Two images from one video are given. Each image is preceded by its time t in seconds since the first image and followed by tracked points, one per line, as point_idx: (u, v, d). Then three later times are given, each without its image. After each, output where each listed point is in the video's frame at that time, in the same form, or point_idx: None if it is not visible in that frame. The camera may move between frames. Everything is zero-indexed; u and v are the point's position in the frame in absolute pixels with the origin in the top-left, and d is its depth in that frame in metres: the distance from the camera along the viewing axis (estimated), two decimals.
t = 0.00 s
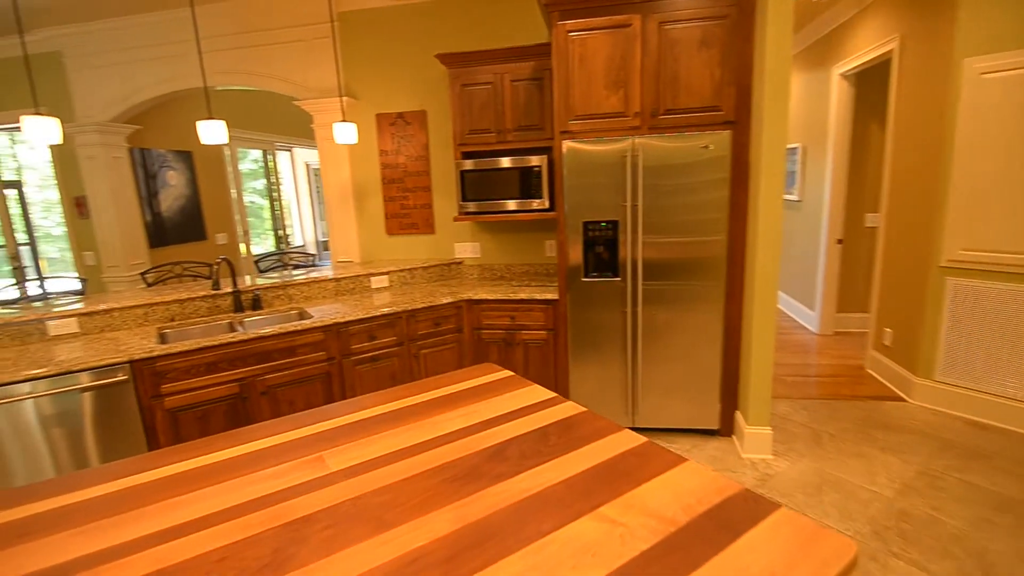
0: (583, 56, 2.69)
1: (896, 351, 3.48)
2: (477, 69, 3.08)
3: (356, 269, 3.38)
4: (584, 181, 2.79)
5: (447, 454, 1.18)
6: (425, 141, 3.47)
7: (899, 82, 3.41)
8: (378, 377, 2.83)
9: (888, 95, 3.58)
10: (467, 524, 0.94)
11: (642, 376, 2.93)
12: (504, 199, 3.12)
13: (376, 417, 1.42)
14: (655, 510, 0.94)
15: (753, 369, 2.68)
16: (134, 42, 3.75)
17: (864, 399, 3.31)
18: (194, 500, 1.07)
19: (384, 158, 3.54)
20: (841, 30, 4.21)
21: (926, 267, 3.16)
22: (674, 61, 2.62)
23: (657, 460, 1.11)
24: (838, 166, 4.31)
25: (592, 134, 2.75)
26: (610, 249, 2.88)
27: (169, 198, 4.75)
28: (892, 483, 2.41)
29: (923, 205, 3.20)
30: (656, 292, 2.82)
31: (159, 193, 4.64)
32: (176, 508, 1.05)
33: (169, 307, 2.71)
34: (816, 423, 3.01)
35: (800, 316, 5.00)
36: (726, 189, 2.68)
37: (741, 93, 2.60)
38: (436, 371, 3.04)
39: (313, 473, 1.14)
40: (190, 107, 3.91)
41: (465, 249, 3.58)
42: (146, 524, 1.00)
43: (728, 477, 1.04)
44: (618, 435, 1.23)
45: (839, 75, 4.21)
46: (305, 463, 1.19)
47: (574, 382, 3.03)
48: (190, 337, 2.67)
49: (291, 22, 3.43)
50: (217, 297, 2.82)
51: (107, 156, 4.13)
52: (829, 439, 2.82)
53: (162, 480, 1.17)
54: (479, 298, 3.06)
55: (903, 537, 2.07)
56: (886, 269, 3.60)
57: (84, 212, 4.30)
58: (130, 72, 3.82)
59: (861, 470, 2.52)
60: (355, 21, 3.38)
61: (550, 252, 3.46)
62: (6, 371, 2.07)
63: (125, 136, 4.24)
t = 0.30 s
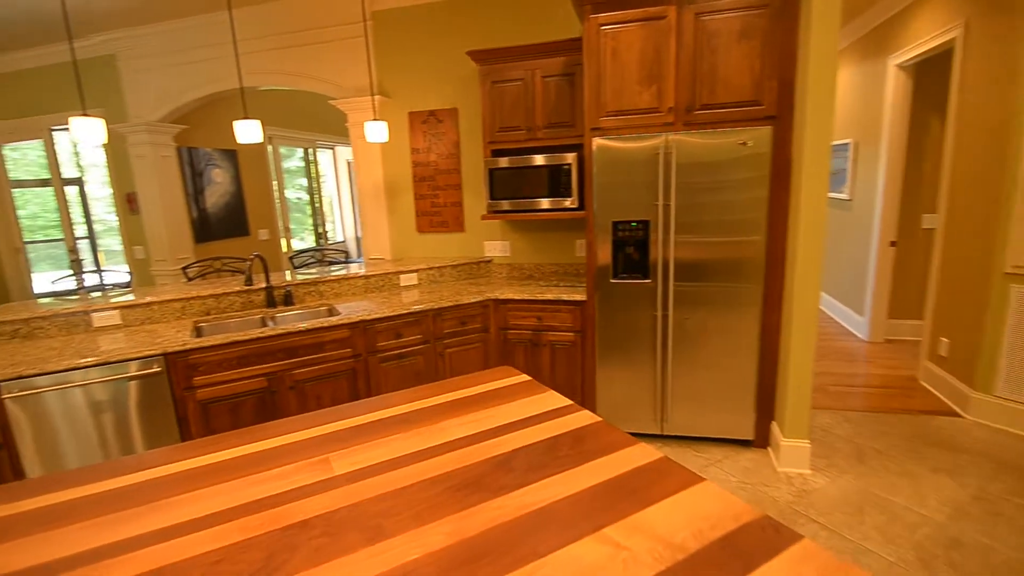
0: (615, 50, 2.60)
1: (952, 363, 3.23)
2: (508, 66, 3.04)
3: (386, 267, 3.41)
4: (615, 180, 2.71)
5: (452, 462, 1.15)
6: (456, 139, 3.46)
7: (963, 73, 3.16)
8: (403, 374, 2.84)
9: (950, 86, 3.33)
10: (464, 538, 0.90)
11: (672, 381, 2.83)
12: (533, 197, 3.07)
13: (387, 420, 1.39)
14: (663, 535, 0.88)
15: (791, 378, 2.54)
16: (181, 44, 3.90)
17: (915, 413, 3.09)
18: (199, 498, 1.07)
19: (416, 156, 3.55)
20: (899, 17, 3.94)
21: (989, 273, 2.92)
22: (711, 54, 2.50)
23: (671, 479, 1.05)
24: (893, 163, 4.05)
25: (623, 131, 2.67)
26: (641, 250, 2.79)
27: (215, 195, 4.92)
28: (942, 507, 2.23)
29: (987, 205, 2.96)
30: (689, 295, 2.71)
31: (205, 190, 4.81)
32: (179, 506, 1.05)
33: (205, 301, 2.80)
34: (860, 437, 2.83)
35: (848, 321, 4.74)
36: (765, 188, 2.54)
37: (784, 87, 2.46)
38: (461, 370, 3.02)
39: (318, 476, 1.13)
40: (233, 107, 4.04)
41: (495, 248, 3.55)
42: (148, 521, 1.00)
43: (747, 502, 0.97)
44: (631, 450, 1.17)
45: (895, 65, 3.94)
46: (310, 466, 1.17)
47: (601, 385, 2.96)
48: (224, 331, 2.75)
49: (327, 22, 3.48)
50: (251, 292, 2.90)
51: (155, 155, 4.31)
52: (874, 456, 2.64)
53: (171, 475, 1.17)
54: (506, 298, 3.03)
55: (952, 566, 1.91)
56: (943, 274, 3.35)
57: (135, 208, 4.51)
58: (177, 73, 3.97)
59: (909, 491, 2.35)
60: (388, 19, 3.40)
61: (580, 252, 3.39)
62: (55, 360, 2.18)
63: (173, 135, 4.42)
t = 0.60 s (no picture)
0: (649, 40, 2.51)
1: (1014, 375, 2.99)
2: (539, 59, 2.97)
3: (415, 263, 3.41)
4: (647, 176, 2.61)
5: (461, 469, 1.11)
6: (486, 135, 3.42)
7: None
8: (428, 371, 2.83)
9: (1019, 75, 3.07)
10: (466, 551, 0.87)
11: (703, 386, 2.72)
12: (562, 194, 3.00)
13: (399, 420, 1.36)
14: (677, 560, 0.82)
15: (832, 387, 2.40)
16: (222, 43, 4.00)
17: (970, 428, 2.88)
18: (208, 494, 1.07)
19: (446, 152, 3.53)
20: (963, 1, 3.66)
21: None
22: (752, 43, 2.37)
23: (691, 497, 0.98)
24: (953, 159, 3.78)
25: (657, 125, 2.57)
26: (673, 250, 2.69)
27: (254, 190, 5.04)
28: (998, 532, 2.06)
29: None
30: (723, 297, 2.59)
31: (246, 185, 4.94)
32: (186, 502, 1.04)
33: (238, 294, 2.86)
34: (907, 452, 2.65)
35: (899, 327, 4.47)
36: (808, 185, 2.40)
37: (831, 77, 2.31)
38: (486, 369, 2.99)
39: (325, 477, 1.11)
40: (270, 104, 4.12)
41: (524, 245, 3.50)
42: (154, 517, 1.00)
43: (772, 528, 0.89)
44: (650, 463, 1.10)
45: (957, 54, 3.67)
46: (317, 466, 1.15)
47: (629, 388, 2.87)
48: (255, 324, 2.80)
49: (360, 19, 3.50)
50: (281, 286, 2.94)
51: (198, 151, 4.44)
52: (922, 473, 2.47)
53: (183, 470, 1.18)
54: (533, 296, 2.98)
55: None
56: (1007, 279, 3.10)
57: (178, 202, 4.67)
58: (218, 71, 4.08)
59: (960, 513, 2.18)
60: (421, 14, 3.38)
61: (610, 250, 3.30)
62: (93, 349, 2.26)
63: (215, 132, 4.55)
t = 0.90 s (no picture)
0: (685, 29, 2.39)
1: None
2: (570, 51, 2.89)
3: (442, 258, 3.39)
4: (680, 171, 2.51)
5: (469, 475, 1.07)
6: (515, 129, 3.36)
7: None
8: (451, 368, 2.80)
9: None
10: (465, 566, 0.82)
11: (736, 392, 2.60)
12: (592, 190, 2.92)
13: (412, 421, 1.33)
14: None
15: (875, 397, 2.25)
16: (258, 39, 4.06)
17: None
18: (213, 493, 1.06)
19: (475, 146, 3.49)
20: None
21: None
22: (796, 30, 2.23)
23: (710, 519, 0.91)
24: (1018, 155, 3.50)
25: (691, 118, 2.46)
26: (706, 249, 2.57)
27: (290, 184, 5.12)
28: None
29: None
30: (759, 299, 2.46)
31: (281, 179, 5.03)
32: (193, 499, 1.04)
33: (267, 287, 2.90)
34: (957, 469, 2.47)
35: (953, 333, 4.19)
36: (854, 182, 2.25)
37: (882, 65, 2.16)
38: (509, 367, 2.95)
39: (332, 479, 1.08)
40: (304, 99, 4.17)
41: (552, 242, 3.43)
42: (160, 513, 1.00)
43: (800, 559, 0.81)
44: (669, 478, 1.03)
45: None
46: (324, 467, 1.13)
47: (657, 391, 2.77)
48: (283, 317, 2.83)
49: (390, 13, 3.49)
50: (309, 280, 2.97)
51: (235, 146, 4.54)
52: (973, 493, 2.29)
53: (194, 465, 1.17)
54: (559, 294, 2.91)
55: None
56: None
57: (216, 196, 4.80)
58: (255, 67, 4.15)
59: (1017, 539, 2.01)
60: (451, 7, 3.34)
61: (641, 248, 3.20)
62: (126, 338, 2.32)
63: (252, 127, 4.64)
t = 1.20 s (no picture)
0: (723, 19, 2.28)
1: None
2: (603, 44, 2.82)
3: (469, 255, 3.36)
4: (714, 168, 2.40)
5: (479, 484, 1.03)
6: (546, 125, 3.30)
7: None
8: (475, 366, 2.78)
9: None
10: None
11: (769, 399, 2.49)
12: (622, 187, 2.84)
13: (425, 424, 1.30)
14: None
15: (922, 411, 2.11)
16: (294, 36, 4.12)
17: None
18: (224, 489, 1.05)
19: (505, 142, 3.45)
20: None
21: None
22: (844, 18, 2.09)
23: (731, 544, 0.84)
24: None
25: (728, 113, 2.35)
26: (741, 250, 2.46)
27: (324, 179, 5.20)
28: None
29: None
30: (797, 303, 2.34)
31: (316, 174, 5.11)
32: (204, 495, 1.04)
33: (296, 281, 2.94)
34: (1012, 491, 2.30)
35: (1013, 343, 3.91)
36: (904, 181, 2.11)
37: (939, 55, 2.01)
38: (534, 367, 2.91)
39: (340, 481, 1.06)
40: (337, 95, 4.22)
41: (581, 239, 3.37)
42: (171, 509, 1.00)
43: None
44: (689, 497, 0.97)
45: None
46: (334, 467, 1.12)
47: (686, 396, 2.68)
48: (311, 311, 2.87)
49: (422, 8, 3.48)
50: (337, 275, 2.99)
51: (271, 142, 4.63)
52: None
53: (209, 460, 1.18)
54: (586, 294, 2.85)
55: None
56: None
57: (253, 191, 4.92)
58: (291, 64, 4.22)
59: None
60: (483, 1, 3.31)
61: (672, 248, 3.10)
62: (159, 330, 2.38)
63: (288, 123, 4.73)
